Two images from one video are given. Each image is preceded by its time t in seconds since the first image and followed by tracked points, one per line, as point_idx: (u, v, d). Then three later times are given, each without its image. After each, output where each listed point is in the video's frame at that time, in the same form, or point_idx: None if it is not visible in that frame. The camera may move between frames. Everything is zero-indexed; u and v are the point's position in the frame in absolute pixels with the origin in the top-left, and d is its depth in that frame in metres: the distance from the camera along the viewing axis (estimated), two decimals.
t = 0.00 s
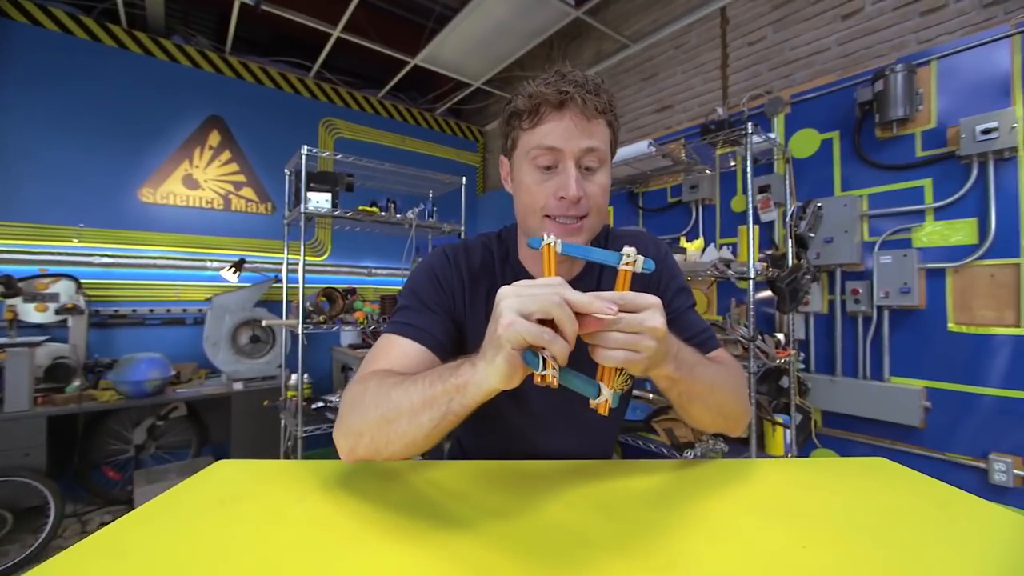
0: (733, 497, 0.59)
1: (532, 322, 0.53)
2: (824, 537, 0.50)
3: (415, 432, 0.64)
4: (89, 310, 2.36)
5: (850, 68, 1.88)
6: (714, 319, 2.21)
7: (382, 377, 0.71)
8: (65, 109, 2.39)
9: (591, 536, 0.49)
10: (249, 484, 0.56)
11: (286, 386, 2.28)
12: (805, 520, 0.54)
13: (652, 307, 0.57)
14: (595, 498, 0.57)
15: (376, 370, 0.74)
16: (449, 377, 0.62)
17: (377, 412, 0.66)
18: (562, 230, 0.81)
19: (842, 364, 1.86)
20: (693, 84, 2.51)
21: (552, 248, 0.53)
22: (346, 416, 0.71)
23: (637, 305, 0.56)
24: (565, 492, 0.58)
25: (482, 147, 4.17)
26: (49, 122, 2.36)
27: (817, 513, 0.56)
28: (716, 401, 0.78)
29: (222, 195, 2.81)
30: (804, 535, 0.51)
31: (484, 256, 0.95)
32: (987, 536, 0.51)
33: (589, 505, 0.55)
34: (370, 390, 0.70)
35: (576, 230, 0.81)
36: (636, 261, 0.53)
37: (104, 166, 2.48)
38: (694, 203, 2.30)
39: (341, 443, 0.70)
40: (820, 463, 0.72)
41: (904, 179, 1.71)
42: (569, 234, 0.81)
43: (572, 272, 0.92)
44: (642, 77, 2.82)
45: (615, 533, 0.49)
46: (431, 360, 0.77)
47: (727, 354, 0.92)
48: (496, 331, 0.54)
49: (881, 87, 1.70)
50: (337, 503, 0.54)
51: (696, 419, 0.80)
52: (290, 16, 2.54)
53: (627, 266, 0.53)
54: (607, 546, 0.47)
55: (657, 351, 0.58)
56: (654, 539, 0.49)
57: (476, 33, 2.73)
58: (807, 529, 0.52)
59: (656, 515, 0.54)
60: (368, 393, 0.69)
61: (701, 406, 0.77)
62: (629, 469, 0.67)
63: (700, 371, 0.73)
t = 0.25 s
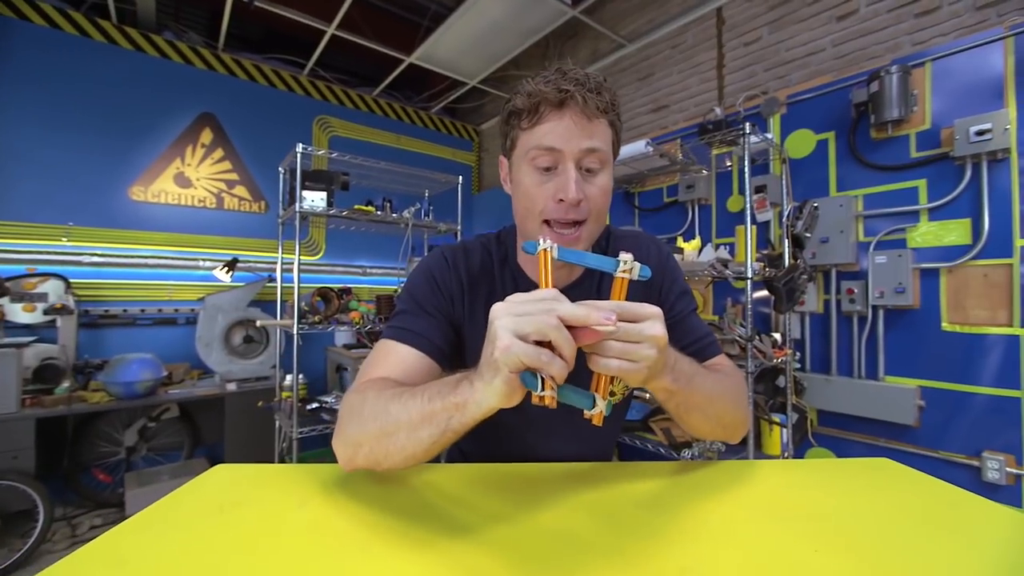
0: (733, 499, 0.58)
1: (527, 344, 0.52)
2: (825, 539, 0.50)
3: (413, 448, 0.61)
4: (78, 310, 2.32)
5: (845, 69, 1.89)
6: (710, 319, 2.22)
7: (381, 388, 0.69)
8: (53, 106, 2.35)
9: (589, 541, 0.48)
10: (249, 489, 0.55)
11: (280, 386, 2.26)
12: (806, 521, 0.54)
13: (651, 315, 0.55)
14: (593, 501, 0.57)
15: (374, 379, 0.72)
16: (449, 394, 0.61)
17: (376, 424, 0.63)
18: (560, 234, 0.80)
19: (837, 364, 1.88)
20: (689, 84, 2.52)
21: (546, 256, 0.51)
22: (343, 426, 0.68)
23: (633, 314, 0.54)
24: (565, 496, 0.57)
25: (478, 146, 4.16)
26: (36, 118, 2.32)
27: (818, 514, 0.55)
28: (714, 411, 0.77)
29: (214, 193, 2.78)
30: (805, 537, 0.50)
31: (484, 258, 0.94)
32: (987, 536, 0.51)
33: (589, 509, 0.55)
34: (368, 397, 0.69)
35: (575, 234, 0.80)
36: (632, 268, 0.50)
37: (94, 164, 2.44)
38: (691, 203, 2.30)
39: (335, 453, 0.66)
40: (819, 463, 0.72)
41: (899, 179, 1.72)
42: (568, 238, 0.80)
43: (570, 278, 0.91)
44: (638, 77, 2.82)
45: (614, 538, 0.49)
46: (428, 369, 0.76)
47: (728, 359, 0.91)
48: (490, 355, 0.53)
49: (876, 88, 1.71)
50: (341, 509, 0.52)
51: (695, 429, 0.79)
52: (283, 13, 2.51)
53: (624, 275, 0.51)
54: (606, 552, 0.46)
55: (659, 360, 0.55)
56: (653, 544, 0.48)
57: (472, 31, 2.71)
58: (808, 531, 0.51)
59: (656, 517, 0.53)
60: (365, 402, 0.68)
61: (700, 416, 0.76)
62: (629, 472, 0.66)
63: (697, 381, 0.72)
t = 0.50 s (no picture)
0: (738, 500, 0.58)
1: (534, 355, 0.51)
2: (830, 539, 0.50)
3: (409, 438, 0.63)
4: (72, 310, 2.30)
5: (843, 68, 1.89)
6: (708, 318, 2.22)
7: (373, 382, 0.68)
8: (46, 103, 2.32)
9: (604, 542, 0.47)
10: (250, 493, 0.54)
11: (277, 387, 2.24)
12: (810, 521, 0.53)
13: (663, 318, 0.54)
14: (603, 501, 0.56)
15: (367, 374, 0.72)
16: (441, 388, 0.60)
17: (370, 420, 0.64)
18: (561, 233, 0.78)
19: (835, 362, 1.89)
20: (687, 83, 2.52)
21: (553, 256, 0.50)
22: (338, 421, 0.68)
23: (646, 319, 0.53)
24: (573, 496, 0.57)
25: (475, 144, 4.14)
26: (28, 116, 2.29)
27: (821, 515, 0.55)
28: (724, 411, 0.77)
29: (209, 192, 2.75)
30: (810, 538, 0.50)
31: (483, 255, 0.93)
32: (991, 534, 0.51)
33: (598, 509, 0.54)
34: (360, 393, 0.68)
35: (575, 232, 0.77)
36: (649, 265, 0.49)
37: (87, 162, 2.41)
38: (689, 202, 2.30)
39: (335, 446, 0.68)
40: (823, 463, 0.72)
41: (897, 179, 1.73)
42: (569, 237, 0.78)
43: (570, 277, 0.90)
44: (635, 76, 2.82)
45: (627, 538, 0.48)
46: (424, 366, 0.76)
47: (730, 358, 0.91)
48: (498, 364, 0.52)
49: (874, 87, 1.72)
50: (345, 510, 0.51)
51: (703, 429, 0.79)
52: (279, 10, 2.49)
53: (637, 274, 0.50)
54: (622, 552, 0.46)
55: (671, 363, 0.55)
56: (667, 544, 0.47)
57: (470, 30, 2.70)
58: (813, 531, 0.51)
59: (667, 518, 0.53)
60: (358, 398, 0.67)
61: (710, 417, 0.76)
62: (630, 473, 0.65)
63: (710, 382, 0.72)
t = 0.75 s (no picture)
0: (735, 499, 0.57)
1: (550, 354, 0.50)
2: (831, 541, 0.49)
3: (408, 439, 0.63)
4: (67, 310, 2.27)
5: (842, 69, 1.89)
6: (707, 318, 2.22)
7: (368, 386, 0.68)
8: (40, 101, 2.30)
9: (605, 545, 0.46)
10: (250, 497, 0.53)
11: (274, 387, 2.23)
12: (811, 523, 0.53)
13: (664, 319, 0.53)
14: (602, 503, 0.55)
15: (365, 378, 0.72)
16: (434, 394, 0.59)
17: (367, 424, 0.64)
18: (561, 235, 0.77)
19: (834, 362, 1.89)
20: (686, 83, 2.51)
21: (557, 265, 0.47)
22: (338, 424, 0.69)
23: (648, 321, 0.52)
24: (573, 498, 0.55)
25: (473, 143, 4.13)
26: (22, 114, 2.26)
27: (822, 515, 0.54)
28: (723, 412, 0.77)
29: (206, 191, 2.73)
30: (813, 541, 0.49)
31: (480, 256, 0.92)
32: (993, 534, 0.50)
33: (597, 510, 0.53)
34: (357, 396, 0.68)
35: (576, 234, 0.76)
36: (664, 274, 0.48)
37: (83, 160, 2.39)
38: (688, 202, 2.30)
39: (337, 447, 0.69)
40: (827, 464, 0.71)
41: (896, 179, 1.73)
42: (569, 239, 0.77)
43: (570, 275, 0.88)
44: (634, 75, 2.81)
45: (627, 541, 0.47)
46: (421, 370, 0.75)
47: (728, 357, 0.90)
48: (510, 365, 0.50)
49: (873, 87, 1.72)
50: (347, 514, 0.50)
51: (701, 429, 0.79)
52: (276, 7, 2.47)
53: (651, 282, 0.49)
54: (622, 556, 0.45)
55: (669, 366, 0.54)
56: (668, 547, 0.46)
57: (469, 28, 2.69)
58: (817, 533, 0.50)
59: (668, 520, 0.52)
60: (355, 401, 0.67)
61: (709, 417, 0.76)
62: (633, 474, 0.64)
63: (710, 383, 0.72)
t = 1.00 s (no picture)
0: (736, 499, 0.56)
1: (551, 361, 0.49)
2: (833, 542, 0.48)
3: (419, 447, 0.63)
4: (63, 310, 2.26)
5: (842, 68, 1.89)
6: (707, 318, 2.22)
7: (375, 393, 0.68)
8: (37, 100, 2.29)
9: (603, 549, 0.45)
10: (249, 503, 0.52)
11: (273, 387, 2.22)
12: (812, 524, 0.52)
13: (664, 331, 0.52)
14: (601, 504, 0.54)
15: (369, 385, 0.72)
16: (442, 403, 0.58)
17: (376, 433, 0.64)
18: (561, 234, 0.76)
19: (834, 362, 1.89)
20: (686, 82, 2.51)
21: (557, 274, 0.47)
22: (346, 433, 0.69)
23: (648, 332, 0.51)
24: (573, 500, 0.54)
25: (472, 143, 4.12)
26: (20, 113, 2.25)
27: (824, 516, 0.54)
28: (717, 419, 0.76)
29: (204, 190, 2.72)
30: (817, 542, 0.48)
31: (479, 258, 0.91)
32: (997, 535, 0.50)
33: (595, 512, 0.52)
34: (365, 404, 0.67)
35: (576, 232, 0.76)
36: (664, 283, 0.47)
37: (80, 160, 2.38)
38: (688, 202, 2.30)
39: (346, 455, 0.69)
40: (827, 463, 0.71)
41: (896, 179, 1.73)
42: (570, 237, 0.76)
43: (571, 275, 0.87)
44: (634, 75, 2.81)
45: (628, 545, 0.46)
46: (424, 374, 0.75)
47: (723, 361, 0.91)
48: (512, 375, 0.50)
49: (873, 87, 1.72)
50: (348, 519, 0.49)
51: (694, 435, 0.79)
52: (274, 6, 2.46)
53: (651, 291, 0.48)
54: (621, 560, 0.44)
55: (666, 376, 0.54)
56: (667, 550, 0.45)
57: (468, 27, 2.68)
58: (820, 534, 0.50)
59: (667, 522, 0.51)
60: (362, 409, 0.67)
61: (702, 424, 0.76)
62: (634, 473, 0.63)
63: (705, 391, 0.71)
